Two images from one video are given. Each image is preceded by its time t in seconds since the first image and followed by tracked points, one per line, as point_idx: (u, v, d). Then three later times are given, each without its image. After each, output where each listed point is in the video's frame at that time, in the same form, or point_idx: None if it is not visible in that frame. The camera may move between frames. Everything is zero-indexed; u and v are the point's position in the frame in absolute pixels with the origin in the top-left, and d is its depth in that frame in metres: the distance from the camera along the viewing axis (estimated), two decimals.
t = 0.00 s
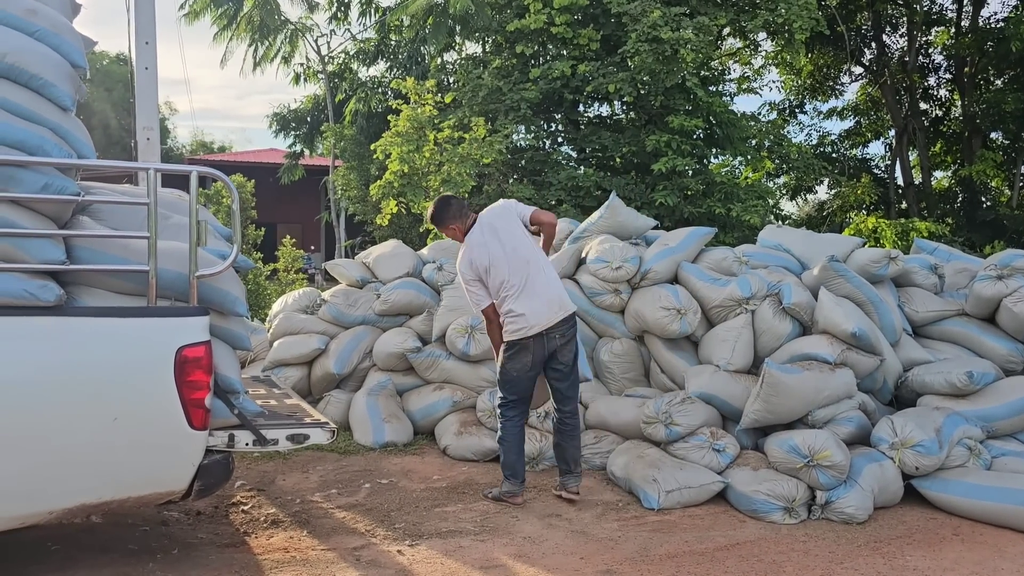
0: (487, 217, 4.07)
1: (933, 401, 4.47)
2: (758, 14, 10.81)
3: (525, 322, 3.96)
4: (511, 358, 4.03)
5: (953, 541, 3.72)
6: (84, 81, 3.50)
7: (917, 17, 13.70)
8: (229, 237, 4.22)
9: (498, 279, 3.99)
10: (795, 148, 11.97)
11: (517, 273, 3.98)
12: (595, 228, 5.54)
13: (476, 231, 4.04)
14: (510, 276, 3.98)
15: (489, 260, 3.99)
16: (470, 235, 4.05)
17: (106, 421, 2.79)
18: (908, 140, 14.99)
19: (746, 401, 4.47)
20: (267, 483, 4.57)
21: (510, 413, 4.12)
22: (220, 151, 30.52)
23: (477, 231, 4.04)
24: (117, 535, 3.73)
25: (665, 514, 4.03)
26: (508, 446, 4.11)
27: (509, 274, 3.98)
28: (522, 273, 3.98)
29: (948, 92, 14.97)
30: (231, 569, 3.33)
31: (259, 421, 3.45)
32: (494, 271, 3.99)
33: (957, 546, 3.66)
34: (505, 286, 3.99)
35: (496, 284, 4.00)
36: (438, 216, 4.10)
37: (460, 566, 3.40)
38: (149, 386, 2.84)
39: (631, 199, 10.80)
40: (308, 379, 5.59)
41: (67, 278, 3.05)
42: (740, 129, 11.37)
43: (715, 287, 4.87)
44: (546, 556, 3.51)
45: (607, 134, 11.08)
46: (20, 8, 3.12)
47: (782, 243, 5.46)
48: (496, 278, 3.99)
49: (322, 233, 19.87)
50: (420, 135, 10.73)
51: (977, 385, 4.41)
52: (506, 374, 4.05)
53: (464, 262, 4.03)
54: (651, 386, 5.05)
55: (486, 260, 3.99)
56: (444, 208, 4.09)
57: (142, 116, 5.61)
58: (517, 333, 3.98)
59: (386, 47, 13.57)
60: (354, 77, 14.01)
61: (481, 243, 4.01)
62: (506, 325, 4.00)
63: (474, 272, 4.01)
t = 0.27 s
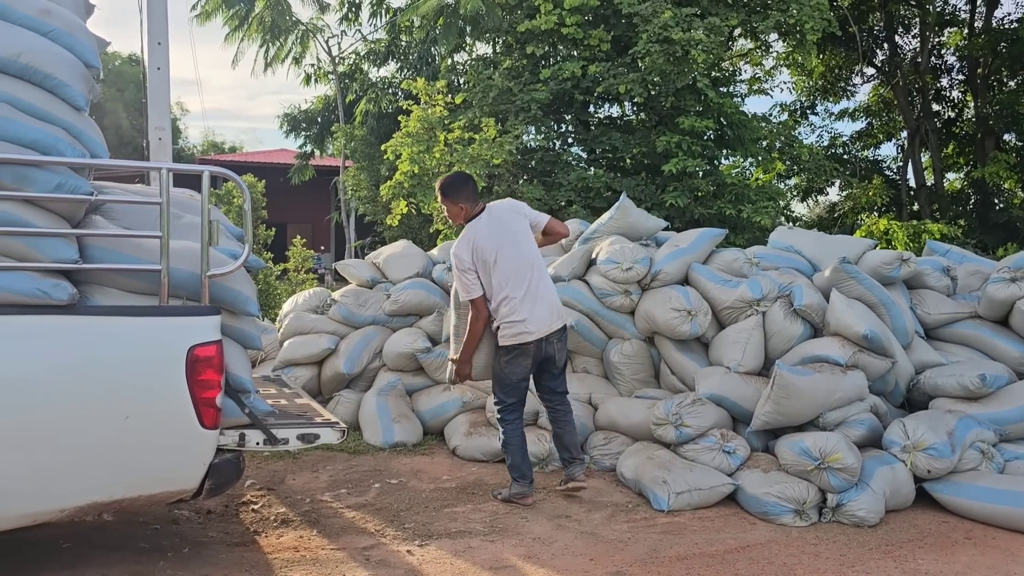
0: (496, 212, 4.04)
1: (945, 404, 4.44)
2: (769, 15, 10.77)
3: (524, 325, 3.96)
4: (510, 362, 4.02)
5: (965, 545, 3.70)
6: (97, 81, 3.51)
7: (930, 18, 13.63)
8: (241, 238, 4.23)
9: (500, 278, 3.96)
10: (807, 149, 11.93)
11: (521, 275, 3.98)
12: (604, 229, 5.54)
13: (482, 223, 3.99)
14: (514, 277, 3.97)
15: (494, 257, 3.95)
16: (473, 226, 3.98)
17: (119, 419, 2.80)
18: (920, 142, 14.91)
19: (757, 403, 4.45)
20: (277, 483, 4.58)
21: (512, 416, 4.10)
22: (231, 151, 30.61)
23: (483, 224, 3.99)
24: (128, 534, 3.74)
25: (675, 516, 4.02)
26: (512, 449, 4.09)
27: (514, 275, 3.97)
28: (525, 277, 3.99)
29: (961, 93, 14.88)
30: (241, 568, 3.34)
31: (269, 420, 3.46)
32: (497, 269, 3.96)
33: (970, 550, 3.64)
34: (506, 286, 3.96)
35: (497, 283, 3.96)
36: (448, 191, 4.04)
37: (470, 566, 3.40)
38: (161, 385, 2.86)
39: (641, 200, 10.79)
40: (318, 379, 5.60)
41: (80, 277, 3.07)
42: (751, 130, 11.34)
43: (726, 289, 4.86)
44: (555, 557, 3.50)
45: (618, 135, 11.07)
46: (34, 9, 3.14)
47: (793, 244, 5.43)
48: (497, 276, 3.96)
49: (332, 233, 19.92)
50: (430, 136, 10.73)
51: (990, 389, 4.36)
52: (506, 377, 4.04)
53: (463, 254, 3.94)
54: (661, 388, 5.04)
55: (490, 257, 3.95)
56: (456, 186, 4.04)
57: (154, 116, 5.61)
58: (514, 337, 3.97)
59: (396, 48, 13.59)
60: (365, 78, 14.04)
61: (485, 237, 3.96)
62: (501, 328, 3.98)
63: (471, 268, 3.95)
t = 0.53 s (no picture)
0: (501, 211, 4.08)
1: (958, 408, 4.41)
2: (781, 16, 10.75)
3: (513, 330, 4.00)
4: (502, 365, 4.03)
5: (978, 550, 3.67)
6: (111, 82, 3.53)
7: (944, 20, 13.56)
8: (252, 237, 4.23)
9: (498, 277, 3.98)
10: (819, 151, 11.89)
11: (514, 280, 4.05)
12: (615, 231, 5.54)
13: (492, 217, 3.99)
14: (509, 281, 4.03)
15: (497, 256, 3.96)
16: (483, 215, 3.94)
17: (132, 419, 2.82)
18: (933, 144, 14.82)
19: (768, 406, 4.44)
20: (288, 483, 4.59)
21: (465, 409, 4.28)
22: (242, 152, 30.76)
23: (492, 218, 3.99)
24: (140, 533, 3.76)
25: (685, 518, 4.00)
26: (524, 450, 4.10)
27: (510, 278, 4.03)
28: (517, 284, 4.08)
29: (975, 95, 14.79)
30: (252, 568, 3.34)
31: (280, 420, 3.47)
32: (497, 267, 3.97)
33: (983, 555, 3.62)
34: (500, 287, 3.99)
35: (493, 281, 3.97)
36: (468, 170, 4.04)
37: (479, 568, 3.40)
38: (173, 385, 2.87)
39: (652, 202, 10.77)
40: (329, 379, 5.62)
41: (93, 277, 3.08)
42: (763, 132, 11.30)
43: (737, 292, 4.86)
44: (565, 559, 3.50)
45: (629, 136, 11.05)
46: (49, 10, 3.16)
47: (805, 246, 5.42)
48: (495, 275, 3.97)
49: (342, 234, 19.97)
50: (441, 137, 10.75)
51: (1003, 393, 4.35)
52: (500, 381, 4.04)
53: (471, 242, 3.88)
54: (672, 390, 5.03)
55: (495, 254, 3.95)
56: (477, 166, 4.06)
57: (168, 117, 5.61)
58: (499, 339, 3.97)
59: (408, 49, 13.62)
60: (376, 79, 14.08)
61: (494, 232, 3.95)
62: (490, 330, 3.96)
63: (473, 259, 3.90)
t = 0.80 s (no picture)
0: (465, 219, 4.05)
1: (972, 413, 4.37)
2: (794, 19, 10.71)
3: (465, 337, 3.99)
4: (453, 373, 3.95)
5: (992, 557, 3.64)
6: (126, 84, 3.56)
7: (958, 22, 13.47)
8: (264, 239, 4.25)
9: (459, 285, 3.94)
10: (831, 155, 11.83)
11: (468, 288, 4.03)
12: (627, 233, 5.53)
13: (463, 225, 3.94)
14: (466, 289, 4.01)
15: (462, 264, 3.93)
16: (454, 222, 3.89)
17: (145, 419, 2.84)
18: (946, 147, 14.73)
19: (779, 410, 4.42)
20: (299, 483, 4.61)
21: (392, 427, 4.09)
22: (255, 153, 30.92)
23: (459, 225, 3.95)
24: (152, 532, 3.78)
25: (696, 522, 3.99)
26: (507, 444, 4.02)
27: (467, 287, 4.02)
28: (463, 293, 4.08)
29: (989, 98, 14.69)
30: (263, 568, 3.36)
31: (292, 421, 3.48)
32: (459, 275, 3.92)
33: (997, 562, 3.59)
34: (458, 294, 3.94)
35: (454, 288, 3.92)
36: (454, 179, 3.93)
37: (490, 570, 3.39)
38: (185, 386, 2.88)
39: (663, 205, 10.75)
40: (340, 380, 5.64)
41: (107, 277, 3.10)
42: (776, 135, 11.25)
43: (749, 295, 4.84)
44: (575, 562, 3.49)
45: (640, 139, 11.04)
46: (65, 12, 3.19)
47: (817, 250, 5.40)
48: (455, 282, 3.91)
49: (354, 235, 20.03)
50: (453, 139, 10.77)
51: (1018, 399, 4.28)
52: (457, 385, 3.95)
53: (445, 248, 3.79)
54: (682, 393, 5.03)
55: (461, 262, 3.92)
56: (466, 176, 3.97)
57: (181, 119, 5.67)
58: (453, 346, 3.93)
59: (420, 51, 13.65)
60: (388, 81, 14.12)
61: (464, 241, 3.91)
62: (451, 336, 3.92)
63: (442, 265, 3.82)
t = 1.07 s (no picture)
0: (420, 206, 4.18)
1: (985, 418, 4.34)
2: (806, 22, 10.68)
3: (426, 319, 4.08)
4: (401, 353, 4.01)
5: (1005, 564, 3.62)
6: (140, 85, 3.57)
7: (971, 26, 13.40)
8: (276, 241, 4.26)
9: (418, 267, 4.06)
10: (843, 158, 11.78)
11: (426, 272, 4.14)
12: (637, 236, 5.52)
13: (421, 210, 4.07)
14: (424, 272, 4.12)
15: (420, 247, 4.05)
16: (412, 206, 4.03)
17: (156, 419, 2.85)
18: (959, 151, 14.65)
19: (790, 413, 4.40)
20: (308, 484, 4.62)
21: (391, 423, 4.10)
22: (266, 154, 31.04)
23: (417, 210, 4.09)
24: (163, 532, 3.80)
25: (705, 526, 3.98)
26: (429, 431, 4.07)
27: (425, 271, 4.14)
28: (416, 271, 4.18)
29: (1003, 102, 14.60)
30: (274, 569, 3.37)
31: (303, 422, 3.49)
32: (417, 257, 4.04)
33: (1009, 569, 3.57)
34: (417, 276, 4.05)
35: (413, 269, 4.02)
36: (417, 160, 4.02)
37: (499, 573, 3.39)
38: (197, 387, 2.90)
39: (674, 208, 10.72)
40: (350, 382, 5.65)
41: (120, 277, 3.12)
42: (787, 138, 11.21)
43: (760, 298, 4.83)
44: (585, 565, 3.49)
45: (651, 142, 11.02)
46: (80, 14, 3.20)
47: (829, 253, 5.37)
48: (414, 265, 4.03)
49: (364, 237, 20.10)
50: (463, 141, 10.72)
51: None
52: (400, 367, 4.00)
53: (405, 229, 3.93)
54: (692, 397, 5.02)
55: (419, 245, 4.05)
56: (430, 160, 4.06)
57: (193, 119, 5.59)
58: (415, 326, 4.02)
59: (430, 53, 13.66)
60: (399, 83, 14.15)
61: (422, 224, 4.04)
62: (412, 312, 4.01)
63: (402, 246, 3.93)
